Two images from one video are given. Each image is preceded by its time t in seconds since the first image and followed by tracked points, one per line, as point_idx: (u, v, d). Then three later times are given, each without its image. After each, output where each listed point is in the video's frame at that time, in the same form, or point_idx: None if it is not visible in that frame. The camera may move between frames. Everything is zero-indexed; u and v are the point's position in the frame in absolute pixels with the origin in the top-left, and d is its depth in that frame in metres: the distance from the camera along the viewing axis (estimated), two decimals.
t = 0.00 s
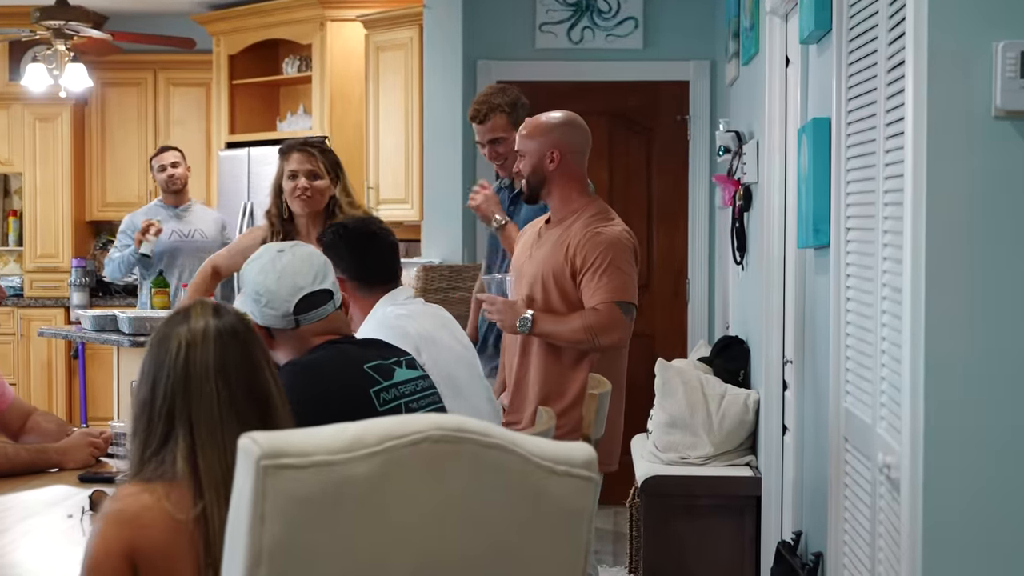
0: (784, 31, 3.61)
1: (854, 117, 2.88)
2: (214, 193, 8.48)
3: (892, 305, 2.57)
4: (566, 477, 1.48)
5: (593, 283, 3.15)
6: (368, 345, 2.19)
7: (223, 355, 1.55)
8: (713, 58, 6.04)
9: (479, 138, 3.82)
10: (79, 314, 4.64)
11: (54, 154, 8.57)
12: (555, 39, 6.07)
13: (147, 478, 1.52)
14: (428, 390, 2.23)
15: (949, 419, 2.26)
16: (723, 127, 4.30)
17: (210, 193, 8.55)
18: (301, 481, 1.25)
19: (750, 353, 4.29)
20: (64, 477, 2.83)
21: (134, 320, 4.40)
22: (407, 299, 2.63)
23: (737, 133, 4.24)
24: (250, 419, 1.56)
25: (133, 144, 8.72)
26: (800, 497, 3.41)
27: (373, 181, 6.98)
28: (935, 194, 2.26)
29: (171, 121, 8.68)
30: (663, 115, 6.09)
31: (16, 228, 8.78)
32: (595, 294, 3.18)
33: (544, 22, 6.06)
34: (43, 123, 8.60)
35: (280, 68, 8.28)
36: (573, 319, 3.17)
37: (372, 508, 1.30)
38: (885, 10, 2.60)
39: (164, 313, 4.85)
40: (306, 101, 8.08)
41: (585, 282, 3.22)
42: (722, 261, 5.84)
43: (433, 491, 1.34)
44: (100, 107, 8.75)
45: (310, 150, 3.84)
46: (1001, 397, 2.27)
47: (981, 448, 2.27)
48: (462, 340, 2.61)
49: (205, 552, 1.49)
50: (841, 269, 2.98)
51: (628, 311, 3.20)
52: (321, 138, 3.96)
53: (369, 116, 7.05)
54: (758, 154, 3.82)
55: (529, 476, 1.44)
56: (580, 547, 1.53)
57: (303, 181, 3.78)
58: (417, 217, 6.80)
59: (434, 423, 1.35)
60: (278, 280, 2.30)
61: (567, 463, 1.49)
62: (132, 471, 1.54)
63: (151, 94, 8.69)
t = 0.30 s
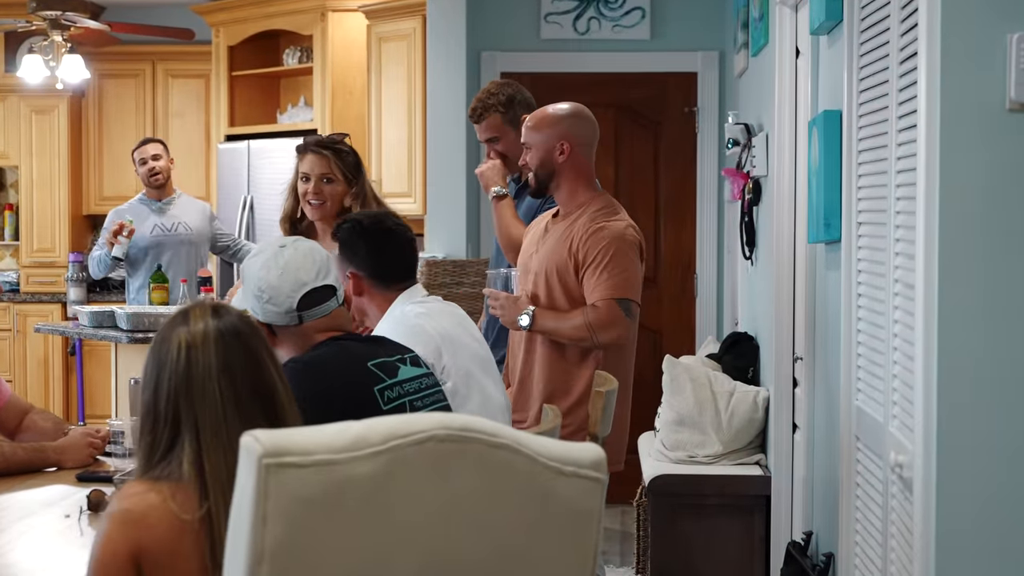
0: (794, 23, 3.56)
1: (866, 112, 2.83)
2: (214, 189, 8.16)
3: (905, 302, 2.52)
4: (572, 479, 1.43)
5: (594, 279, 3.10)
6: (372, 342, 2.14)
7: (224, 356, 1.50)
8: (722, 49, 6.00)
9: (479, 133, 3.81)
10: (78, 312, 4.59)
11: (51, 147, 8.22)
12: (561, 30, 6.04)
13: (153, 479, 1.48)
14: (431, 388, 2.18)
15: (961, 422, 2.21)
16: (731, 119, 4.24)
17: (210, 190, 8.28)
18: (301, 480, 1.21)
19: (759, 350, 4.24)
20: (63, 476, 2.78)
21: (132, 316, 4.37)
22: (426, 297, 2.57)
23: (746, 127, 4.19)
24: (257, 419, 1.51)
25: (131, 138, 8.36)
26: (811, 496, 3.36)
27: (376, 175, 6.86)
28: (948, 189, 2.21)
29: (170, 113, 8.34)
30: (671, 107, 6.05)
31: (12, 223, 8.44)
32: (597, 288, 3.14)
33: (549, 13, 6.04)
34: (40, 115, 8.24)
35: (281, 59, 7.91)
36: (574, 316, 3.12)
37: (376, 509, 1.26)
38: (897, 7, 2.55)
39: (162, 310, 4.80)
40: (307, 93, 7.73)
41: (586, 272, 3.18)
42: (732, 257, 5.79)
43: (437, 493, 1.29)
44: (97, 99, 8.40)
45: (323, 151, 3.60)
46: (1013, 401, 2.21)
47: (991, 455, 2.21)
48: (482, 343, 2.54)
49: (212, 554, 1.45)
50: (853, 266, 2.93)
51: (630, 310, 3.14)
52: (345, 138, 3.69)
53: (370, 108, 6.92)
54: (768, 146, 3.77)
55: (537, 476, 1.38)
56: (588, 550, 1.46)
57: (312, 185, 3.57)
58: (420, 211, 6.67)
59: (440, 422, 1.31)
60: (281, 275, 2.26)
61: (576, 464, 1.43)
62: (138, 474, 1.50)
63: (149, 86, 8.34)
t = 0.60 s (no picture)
0: (815, 15, 3.53)
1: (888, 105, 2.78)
2: (225, 184, 8.12)
3: (929, 300, 2.47)
4: (589, 480, 1.38)
5: (611, 276, 3.06)
6: (390, 341, 2.09)
7: (219, 357, 1.45)
8: (742, 41, 5.95)
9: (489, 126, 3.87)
10: (87, 309, 4.56)
11: (61, 142, 8.18)
12: (578, 22, 6.00)
13: (154, 485, 1.44)
14: (450, 389, 2.13)
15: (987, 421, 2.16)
16: (751, 113, 4.20)
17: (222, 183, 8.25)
18: (311, 483, 1.17)
19: (780, 349, 4.19)
20: (71, 477, 2.75)
21: (141, 314, 4.34)
22: (490, 301, 2.48)
23: (766, 120, 4.15)
24: (256, 421, 1.46)
25: (141, 133, 8.33)
26: (833, 497, 3.30)
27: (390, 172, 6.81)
28: (973, 190, 2.20)
29: (181, 108, 8.28)
30: (691, 101, 6.00)
31: (21, 219, 8.38)
32: (614, 286, 3.09)
33: (566, 6, 6.00)
34: (49, 110, 8.20)
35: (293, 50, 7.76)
36: (591, 313, 3.08)
37: (388, 513, 1.21)
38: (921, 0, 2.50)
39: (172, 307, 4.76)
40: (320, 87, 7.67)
41: (603, 270, 3.13)
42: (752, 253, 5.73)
43: (449, 496, 1.24)
44: (106, 93, 8.36)
45: (363, 148, 3.23)
46: None
47: (1001, 459, 2.23)
48: (541, 357, 2.45)
49: (217, 557, 1.42)
50: (875, 264, 2.87)
51: (648, 308, 3.09)
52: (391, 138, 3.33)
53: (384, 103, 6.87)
54: (789, 141, 3.72)
55: (551, 477, 1.34)
56: (604, 552, 1.42)
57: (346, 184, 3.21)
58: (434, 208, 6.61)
59: (454, 422, 1.26)
60: (296, 273, 2.21)
61: (591, 464, 1.38)
62: (138, 480, 1.46)
63: (159, 81, 8.29)
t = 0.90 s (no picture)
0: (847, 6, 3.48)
1: (920, 101, 2.73)
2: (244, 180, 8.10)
3: (962, 299, 2.41)
4: (614, 482, 1.34)
5: (636, 273, 3.01)
6: (409, 340, 2.04)
7: (218, 359, 1.42)
8: (771, 36, 5.90)
9: (508, 120, 3.85)
10: (106, 308, 4.53)
11: (79, 138, 8.16)
12: (604, 16, 5.95)
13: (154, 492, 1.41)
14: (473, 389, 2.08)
15: None
16: (781, 109, 4.15)
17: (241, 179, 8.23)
18: (331, 485, 1.13)
19: (810, 349, 4.14)
20: (89, 478, 2.71)
21: (160, 314, 4.31)
22: (532, 306, 2.43)
23: (797, 115, 4.10)
24: (258, 426, 1.43)
25: (159, 131, 8.32)
26: (864, 500, 3.24)
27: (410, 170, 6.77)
28: (1008, 188, 2.15)
29: (200, 105, 8.28)
30: (719, 97, 5.95)
31: (38, 217, 8.36)
32: (638, 284, 3.04)
33: None
34: (67, 106, 8.18)
35: (313, 46, 7.74)
36: (615, 311, 3.03)
37: (410, 517, 1.17)
38: None
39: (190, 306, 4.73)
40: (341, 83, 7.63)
41: (627, 267, 3.08)
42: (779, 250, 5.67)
43: (470, 500, 1.21)
44: (124, 89, 8.35)
45: (388, 123, 3.21)
46: None
47: None
48: (584, 368, 2.40)
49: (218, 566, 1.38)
50: (906, 262, 2.82)
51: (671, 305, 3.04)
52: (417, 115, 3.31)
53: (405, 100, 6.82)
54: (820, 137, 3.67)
55: (574, 479, 1.30)
56: (629, 555, 1.38)
57: (373, 158, 3.17)
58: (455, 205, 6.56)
59: (476, 423, 1.23)
60: (317, 271, 2.17)
61: (615, 466, 1.35)
62: (139, 486, 1.42)
63: (178, 77, 8.27)
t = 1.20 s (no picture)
0: None
1: (936, 95, 2.68)
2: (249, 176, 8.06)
3: (978, 297, 2.36)
4: (623, 484, 1.29)
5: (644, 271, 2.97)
6: (412, 341, 2.00)
7: (214, 362, 1.39)
8: (787, 29, 5.85)
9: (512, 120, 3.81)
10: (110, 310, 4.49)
11: (82, 136, 8.12)
12: (616, 11, 5.91)
13: (149, 496, 1.39)
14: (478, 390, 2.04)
15: None
16: (796, 104, 4.11)
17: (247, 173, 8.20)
18: (336, 488, 1.09)
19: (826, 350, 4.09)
20: (90, 481, 2.68)
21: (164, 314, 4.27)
22: (539, 309, 2.41)
23: (811, 111, 4.05)
24: (254, 431, 1.40)
25: (164, 128, 8.28)
26: (881, 503, 3.20)
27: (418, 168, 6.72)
28: None
29: (206, 101, 8.25)
30: (733, 93, 5.90)
31: (41, 216, 8.33)
32: (646, 282, 3.00)
33: None
34: (70, 103, 8.14)
35: (320, 42, 7.71)
36: (623, 310, 2.99)
37: (416, 521, 1.14)
38: None
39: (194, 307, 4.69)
40: (348, 78, 7.59)
41: (636, 265, 3.04)
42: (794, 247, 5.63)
43: (474, 504, 1.17)
44: (128, 86, 8.32)
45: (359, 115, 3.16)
46: None
47: None
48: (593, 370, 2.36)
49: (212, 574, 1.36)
50: (922, 260, 2.77)
51: (681, 304, 2.99)
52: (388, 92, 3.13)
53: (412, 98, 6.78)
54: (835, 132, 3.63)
55: (582, 481, 1.25)
56: (640, 559, 1.32)
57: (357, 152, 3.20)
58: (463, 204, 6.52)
59: (482, 424, 1.19)
60: (316, 271, 2.13)
61: (624, 466, 1.29)
62: (133, 491, 1.40)
63: (183, 74, 8.24)
